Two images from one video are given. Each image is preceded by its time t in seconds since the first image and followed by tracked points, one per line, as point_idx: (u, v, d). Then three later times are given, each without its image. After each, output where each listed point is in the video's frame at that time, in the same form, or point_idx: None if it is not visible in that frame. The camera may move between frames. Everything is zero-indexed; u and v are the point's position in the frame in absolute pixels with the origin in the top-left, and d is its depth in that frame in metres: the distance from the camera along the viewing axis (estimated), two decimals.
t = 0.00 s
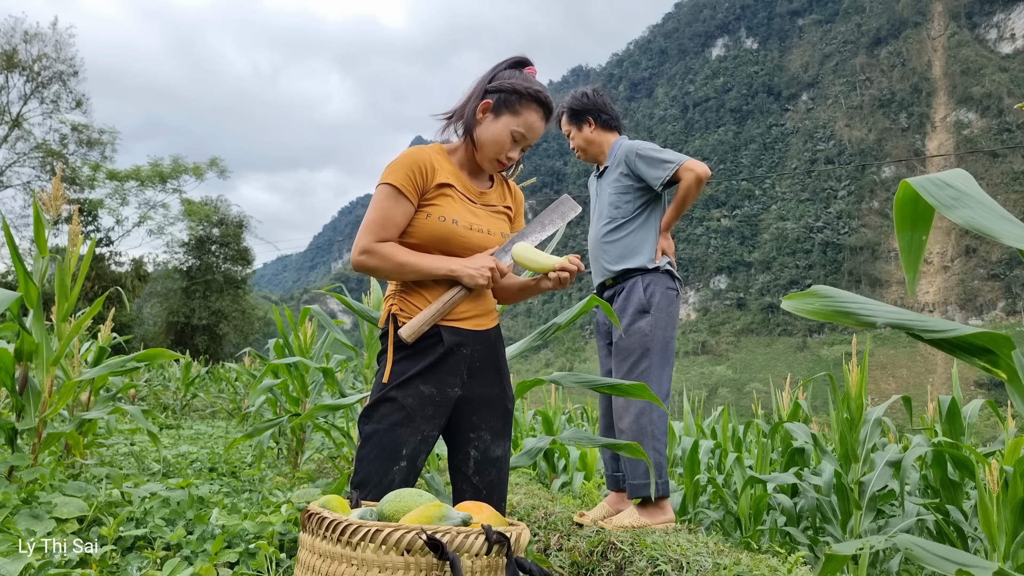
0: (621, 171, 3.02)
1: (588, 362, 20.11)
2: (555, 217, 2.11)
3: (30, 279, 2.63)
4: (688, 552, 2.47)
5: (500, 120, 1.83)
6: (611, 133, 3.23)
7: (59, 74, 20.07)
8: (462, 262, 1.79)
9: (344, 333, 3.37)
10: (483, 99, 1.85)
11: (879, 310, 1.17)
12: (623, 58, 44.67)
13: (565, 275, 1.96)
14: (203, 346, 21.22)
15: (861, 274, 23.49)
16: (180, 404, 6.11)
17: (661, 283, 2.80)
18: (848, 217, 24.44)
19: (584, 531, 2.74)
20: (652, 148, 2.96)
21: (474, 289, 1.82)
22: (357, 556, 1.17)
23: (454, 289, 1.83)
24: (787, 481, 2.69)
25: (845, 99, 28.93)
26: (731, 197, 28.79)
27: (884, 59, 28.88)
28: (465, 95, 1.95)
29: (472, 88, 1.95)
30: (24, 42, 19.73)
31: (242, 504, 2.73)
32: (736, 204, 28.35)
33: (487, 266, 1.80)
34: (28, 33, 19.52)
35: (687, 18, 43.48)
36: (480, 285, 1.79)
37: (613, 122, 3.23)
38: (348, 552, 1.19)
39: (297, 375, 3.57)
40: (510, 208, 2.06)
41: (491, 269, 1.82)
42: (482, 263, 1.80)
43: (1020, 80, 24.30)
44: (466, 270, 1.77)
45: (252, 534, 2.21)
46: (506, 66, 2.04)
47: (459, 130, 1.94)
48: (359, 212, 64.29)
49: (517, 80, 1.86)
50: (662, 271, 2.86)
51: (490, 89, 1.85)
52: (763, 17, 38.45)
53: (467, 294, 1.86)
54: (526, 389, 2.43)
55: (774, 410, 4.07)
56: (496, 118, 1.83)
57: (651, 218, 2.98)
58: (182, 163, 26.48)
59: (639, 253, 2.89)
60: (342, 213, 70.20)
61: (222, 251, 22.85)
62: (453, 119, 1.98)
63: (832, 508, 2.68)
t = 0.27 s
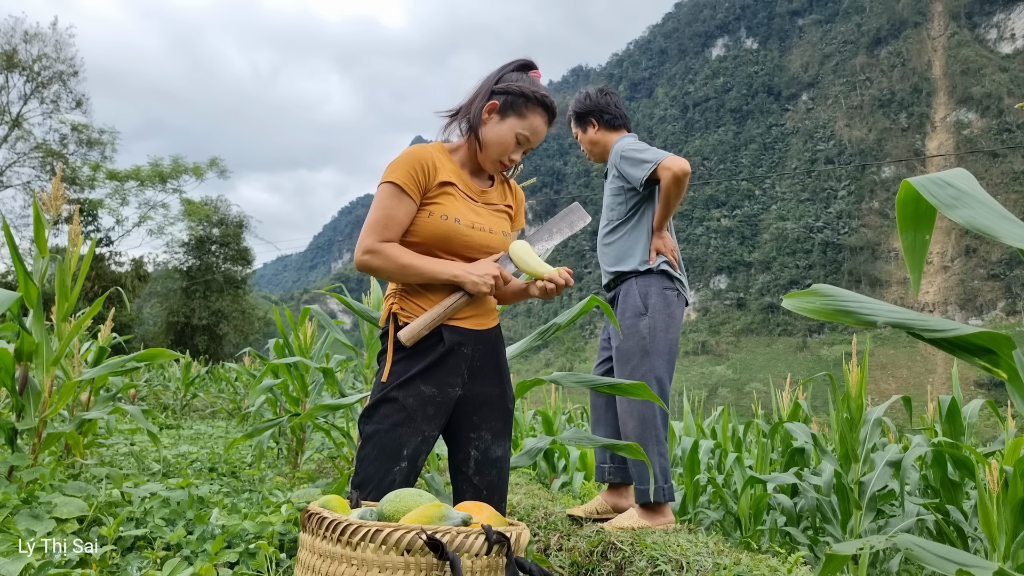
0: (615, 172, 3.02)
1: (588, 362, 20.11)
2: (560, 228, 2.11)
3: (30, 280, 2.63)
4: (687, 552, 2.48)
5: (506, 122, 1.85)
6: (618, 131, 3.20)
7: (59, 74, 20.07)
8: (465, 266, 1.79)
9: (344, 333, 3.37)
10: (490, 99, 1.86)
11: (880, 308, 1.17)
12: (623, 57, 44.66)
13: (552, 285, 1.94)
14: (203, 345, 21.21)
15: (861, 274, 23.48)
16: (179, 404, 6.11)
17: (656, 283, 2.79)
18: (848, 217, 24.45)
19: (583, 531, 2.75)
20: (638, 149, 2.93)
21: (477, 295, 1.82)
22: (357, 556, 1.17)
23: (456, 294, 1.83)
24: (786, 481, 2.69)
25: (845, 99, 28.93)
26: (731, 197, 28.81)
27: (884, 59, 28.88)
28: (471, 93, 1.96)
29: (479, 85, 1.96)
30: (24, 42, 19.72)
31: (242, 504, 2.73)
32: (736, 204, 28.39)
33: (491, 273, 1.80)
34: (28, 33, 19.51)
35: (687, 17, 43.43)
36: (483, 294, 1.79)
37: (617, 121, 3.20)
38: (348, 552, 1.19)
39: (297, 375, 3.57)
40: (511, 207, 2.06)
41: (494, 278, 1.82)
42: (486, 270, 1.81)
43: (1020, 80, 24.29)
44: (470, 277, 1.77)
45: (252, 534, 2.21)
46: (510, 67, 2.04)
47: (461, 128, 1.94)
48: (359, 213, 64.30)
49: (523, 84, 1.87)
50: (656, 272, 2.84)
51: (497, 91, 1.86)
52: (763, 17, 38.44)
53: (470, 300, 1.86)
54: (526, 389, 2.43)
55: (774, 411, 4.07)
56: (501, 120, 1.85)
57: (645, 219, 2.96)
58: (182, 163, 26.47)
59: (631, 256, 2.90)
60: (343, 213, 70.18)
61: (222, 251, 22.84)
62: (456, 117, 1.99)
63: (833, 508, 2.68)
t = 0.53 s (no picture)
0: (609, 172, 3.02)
1: (588, 362, 20.14)
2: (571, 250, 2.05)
3: (30, 279, 2.63)
4: (687, 552, 2.48)
5: (510, 123, 1.86)
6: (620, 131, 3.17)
7: (59, 74, 20.06)
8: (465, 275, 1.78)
9: (344, 333, 3.37)
10: (495, 100, 1.87)
11: (880, 308, 1.17)
12: (623, 57, 44.69)
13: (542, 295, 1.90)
14: (203, 346, 21.21)
15: (861, 274, 23.47)
16: (180, 404, 6.11)
17: (639, 283, 2.79)
18: (848, 217, 24.45)
19: (584, 530, 2.75)
20: (627, 150, 2.93)
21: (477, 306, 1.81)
22: (357, 557, 1.17)
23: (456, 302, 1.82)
24: (787, 481, 2.69)
25: (845, 99, 28.93)
26: (731, 197, 28.85)
27: (884, 59, 28.86)
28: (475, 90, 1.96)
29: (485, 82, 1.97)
30: (24, 42, 19.71)
31: (242, 504, 2.73)
32: (736, 204, 28.46)
33: (491, 286, 1.79)
34: (28, 33, 19.49)
35: (687, 17, 43.39)
36: (484, 307, 1.78)
37: (620, 121, 3.16)
38: (348, 552, 1.19)
39: (297, 375, 3.57)
40: (511, 207, 2.06)
41: (495, 292, 1.81)
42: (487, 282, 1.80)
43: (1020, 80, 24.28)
44: (470, 288, 1.76)
45: (252, 534, 2.21)
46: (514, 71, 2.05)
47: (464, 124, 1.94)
48: (360, 212, 64.27)
49: (527, 86, 1.89)
50: (643, 271, 2.84)
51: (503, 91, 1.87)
52: (763, 17, 38.43)
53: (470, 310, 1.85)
54: (526, 389, 2.43)
55: (774, 411, 4.07)
56: (505, 121, 1.86)
57: (633, 219, 2.96)
58: (182, 163, 26.46)
59: (619, 256, 2.92)
60: (342, 213, 70.21)
61: (222, 251, 22.84)
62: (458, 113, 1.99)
63: (833, 509, 2.68)
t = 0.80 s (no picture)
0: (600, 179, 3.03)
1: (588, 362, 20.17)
2: (576, 266, 2.02)
3: (30, 280, 2.63)
4: (687, 552, 2.47)
5: (515, 121, 1.87)
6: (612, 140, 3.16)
7: (59, 74, 20.06)
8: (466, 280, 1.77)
9: (344, 333, 3.37)
10: (500, 97, 1.88)
11: (879, 309, 1.17)
12: (623, 57, 44.73)
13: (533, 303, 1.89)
14: (203, 346, 21.21)
15: (861, 274, 23.47)
16: (180, 404, 6.11)
17: (618, 283, 2.82)
18: (848, 217, 24.45)
19: (584, 530, 2.74)
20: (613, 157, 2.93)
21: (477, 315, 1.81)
22: (357, 556, 1.17)
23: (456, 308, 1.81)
24: (787, 481, 2.69)
25: (845, 99, 28.93)
26: (731, 198, 28.88)
27: (884, 59, 28.84)
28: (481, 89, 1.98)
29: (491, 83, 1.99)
30: (24, 42, 19.71)
31: (242, 504, 2.73)
32: (736, 204, 28.57)
33: (492, 295, 1.78)
34: (28, 33, 19.48)
35: (687, 17, 43.38)
36: (482, 317, 1.77)
37: (614, 129, 3.15)
38: (348, 552, 1.19)
39: (297, 375, 3.57)
40: (510, 208, 2.05)
41: (496, 301, 1.80)
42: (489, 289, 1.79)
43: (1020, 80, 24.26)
44: (470, 295, 1.76)
45: (252, 534, 2.21)
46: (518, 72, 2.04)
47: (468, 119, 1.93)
48: (360, 212, 64.30)
49: (530, 88, 1.89)
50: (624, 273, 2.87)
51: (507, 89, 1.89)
52: (763, 17, 38.42)
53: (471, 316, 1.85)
54: (526, 389, 2.43)
55: (774, 411, 4.07)
56: (507, 122, 1.86)
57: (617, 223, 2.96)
58: (182, 163, 26.46)
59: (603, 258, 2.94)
60: (342, 213, 70.29)
61: (222, 251, 22.85)
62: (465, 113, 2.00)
63: (832, 508, 2.68)
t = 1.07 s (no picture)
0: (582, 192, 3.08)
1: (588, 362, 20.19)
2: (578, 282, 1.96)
3: (30, 280, 2.63)
4: (688, 552, 2.47)
5: (516, 121, 1.87)
6: (597, 153, 3.19)
7: (59, 74, 20.07)
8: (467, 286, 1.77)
9: (344, 333, 3.37)
10: (502, 98, 1.88)
11: (880, 310, 1.17)
12: (623, 57, 44.76)
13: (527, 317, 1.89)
14: (203, 345, 21.19)
15: (861, 273, 23.46)
16: (180, 404, 6.11)
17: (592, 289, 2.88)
18: (848, 217, 24.45)
19: (584, 531, 2.74)
20: (589, 168, 2.99)
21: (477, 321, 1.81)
22: (357, 556, 1.17)
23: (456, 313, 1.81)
24: (787, 481, 2.69)
25: (845, 99, 28.95)
26: (731, 198, 28.92)
27: (884, 59, 28.85)
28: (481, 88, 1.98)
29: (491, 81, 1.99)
30: (24, 42, 19.69)
31: (242, 504, 2.73)
32: (736, 204, 28.64)
33: (494, 302, 1.77)
34: (27, 33, 19.47)
35: (687, 17, 43.41)
36: (482, 324, 1.77)
37: (601, 142, 3.19)
38: (348, 552, 1.19)
39: (297, 375, 3.57)
40: (510, 209, 2.05)
41: (498, 310, 1.79)
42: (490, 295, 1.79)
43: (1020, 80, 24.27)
44: (470, 301, 1.75)
45: (252, 534, 2.21)
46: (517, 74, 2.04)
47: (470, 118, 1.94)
48: (360, 212, 64.36)
49: (533, 88, 1.90)
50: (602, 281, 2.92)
51: (509, 89, 1.89)
52: (763, 17, 38.43)
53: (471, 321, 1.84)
54: (525, 389, 2.43)
55: (774, 411, 4.07)
56: (511, 122, 1.87)
57: (594, 233, 3.00)
58: (182, 162, 26.45)
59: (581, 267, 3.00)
60: (342, 213, 70.35)
61: (222, 251, 22.85)
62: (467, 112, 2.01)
63: (833, 508, 2.68)
